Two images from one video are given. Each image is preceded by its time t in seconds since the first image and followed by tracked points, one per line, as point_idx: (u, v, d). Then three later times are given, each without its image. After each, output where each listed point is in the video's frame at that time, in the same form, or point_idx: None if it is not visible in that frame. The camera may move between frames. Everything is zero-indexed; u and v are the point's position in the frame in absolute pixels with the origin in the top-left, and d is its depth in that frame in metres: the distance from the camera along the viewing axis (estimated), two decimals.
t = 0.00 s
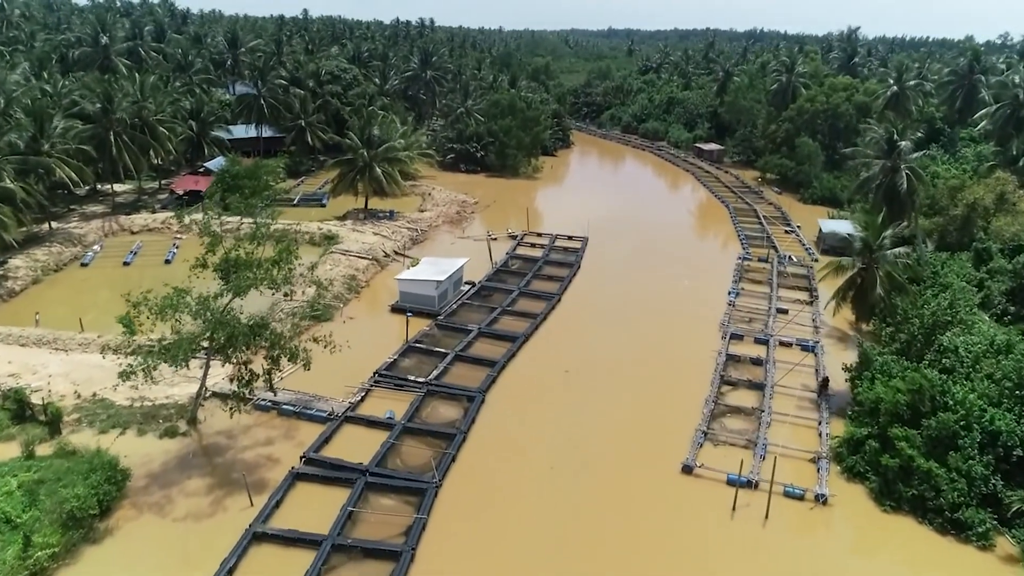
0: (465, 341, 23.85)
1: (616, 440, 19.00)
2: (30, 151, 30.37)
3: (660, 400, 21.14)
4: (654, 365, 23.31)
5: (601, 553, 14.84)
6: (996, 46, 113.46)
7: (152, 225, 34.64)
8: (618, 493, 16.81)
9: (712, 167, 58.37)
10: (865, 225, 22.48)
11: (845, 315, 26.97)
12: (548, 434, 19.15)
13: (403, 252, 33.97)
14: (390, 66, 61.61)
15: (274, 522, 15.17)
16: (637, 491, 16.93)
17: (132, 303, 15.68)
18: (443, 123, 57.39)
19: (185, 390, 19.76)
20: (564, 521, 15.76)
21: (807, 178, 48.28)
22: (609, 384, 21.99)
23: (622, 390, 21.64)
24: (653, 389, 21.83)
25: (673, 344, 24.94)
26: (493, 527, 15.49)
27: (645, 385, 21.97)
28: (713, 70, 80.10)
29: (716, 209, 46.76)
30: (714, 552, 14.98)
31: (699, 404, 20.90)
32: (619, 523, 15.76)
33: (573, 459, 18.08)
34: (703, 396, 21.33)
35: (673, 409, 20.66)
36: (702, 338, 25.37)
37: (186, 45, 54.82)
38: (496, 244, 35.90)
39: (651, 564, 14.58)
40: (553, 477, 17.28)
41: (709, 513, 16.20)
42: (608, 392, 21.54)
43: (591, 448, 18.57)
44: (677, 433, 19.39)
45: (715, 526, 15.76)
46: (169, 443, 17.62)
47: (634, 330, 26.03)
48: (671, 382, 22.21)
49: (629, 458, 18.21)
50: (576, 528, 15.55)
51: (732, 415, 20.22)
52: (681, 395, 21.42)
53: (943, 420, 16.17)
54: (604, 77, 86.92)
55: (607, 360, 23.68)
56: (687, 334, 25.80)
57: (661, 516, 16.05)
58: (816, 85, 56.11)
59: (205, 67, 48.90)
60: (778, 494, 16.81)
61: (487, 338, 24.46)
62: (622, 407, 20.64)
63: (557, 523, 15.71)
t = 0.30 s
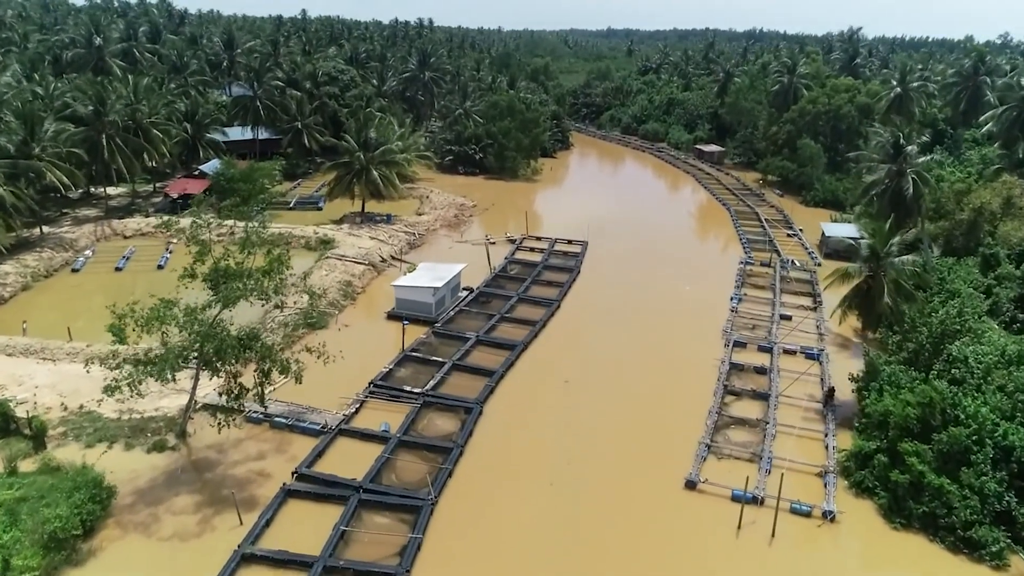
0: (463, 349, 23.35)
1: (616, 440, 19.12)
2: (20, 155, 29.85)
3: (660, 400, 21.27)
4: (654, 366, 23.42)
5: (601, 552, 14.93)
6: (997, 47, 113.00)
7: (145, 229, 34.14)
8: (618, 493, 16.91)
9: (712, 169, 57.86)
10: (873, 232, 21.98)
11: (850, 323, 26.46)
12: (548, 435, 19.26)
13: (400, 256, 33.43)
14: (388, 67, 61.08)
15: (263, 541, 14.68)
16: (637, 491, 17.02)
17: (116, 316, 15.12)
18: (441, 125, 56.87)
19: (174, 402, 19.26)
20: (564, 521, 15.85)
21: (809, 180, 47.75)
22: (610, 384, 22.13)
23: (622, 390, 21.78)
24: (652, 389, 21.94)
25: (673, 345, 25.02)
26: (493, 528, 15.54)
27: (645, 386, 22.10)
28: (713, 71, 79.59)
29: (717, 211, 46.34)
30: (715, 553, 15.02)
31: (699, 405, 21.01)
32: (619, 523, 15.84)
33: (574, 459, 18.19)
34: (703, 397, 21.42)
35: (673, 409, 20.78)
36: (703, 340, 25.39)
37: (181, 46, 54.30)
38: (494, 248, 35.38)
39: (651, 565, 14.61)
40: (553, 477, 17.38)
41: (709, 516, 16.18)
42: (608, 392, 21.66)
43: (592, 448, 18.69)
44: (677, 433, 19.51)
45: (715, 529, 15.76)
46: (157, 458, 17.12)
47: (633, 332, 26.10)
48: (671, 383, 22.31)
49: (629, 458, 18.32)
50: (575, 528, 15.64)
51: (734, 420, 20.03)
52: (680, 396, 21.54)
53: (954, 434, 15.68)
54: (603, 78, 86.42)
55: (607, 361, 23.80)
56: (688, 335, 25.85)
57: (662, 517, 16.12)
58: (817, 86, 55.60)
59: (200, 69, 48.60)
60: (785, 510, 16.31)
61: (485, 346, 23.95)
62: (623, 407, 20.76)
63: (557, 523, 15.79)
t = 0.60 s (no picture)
0: (461, 358, 22.84)
1: (616, 440, 19.13)
2: (10, 158, 29.31)
3: (660, 400, 21.27)
4: (654, 366, 23.40)
5: (601, 552, 14.96)
6: (997, 47, 112.55)
7: (138, 233, 33.60)
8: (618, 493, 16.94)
9: (713, 171, 57.38)
10: (880, 239, 21.50)
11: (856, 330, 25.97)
12: (548, 435, 19.28)
13: (398, 260, 32.89)
14: (386, 68, 60.54)
15: (253, 562, 14.16)
16: (637, 490, 17.05)
17: (101, 329, 14.59)
18: (439, 127, 56.37)
19: (163, 414, 18.74)
20: (564, 520, 15.88)
21: (811, 182, 47.26)
22: (610, 384, 22.13)
23: (621, 390, 21.79)
24: (652, 389, 21.92)
25: (674, 346, 24.97)
26: (494, 529, 15.52)
27: (645, 386, 22.09)
28: (714, 71, 79.12)
29: (717, 213, 45.89)
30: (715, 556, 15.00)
31: (698, 405, 21.01)
32: (620, 522, 15.88)
33: (574, 459, 18.21)
34: (704, 398, 21.42)
35: (672, 408, 20.81)
36: (703, 342, 25.30)
37: (177, 47, 53.81)
38: (493, 253, 34.86)
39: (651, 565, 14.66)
40: (553, 477, 17.41)
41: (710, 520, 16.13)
42: (608, 392, 21.66)
43: (592, 447, 18.73)
44: (677, 432, 19.54)
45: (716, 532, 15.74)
46: (144, 473, 16.58)
47: (634, 333, 26.04)
48: (671, 383, 22.30)
49: (628, 457, 18.36)
50: (575, 527, 15.68)
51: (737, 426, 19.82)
52: (680, 396, 21.53)
53: (967, 449, 15.16)
54: (603, 79, 85.95)
55: (608, 361, 23.77)
56: (688, 336, 25.80)
57: (661, 516, 16.15)
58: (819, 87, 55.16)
59: (195, 70, 48.46)
60: (792, 528, 15.81)
61: (483, 355, 23.44)
62: (623, 407, 20.76)
63: (558, 522, 15.83)
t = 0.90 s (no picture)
0: (459, 367, 22.34)
1: (616, 441, 19.35)
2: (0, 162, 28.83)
3: (661, 401, 21.47)
4: (655, 368, 23.58)
5: (602, 552, 15.13)
6: (1000, 47, 111.82)
7: (132, 237, 33.07)
8: (617, 492, 17.14)
9: (714, 172, 56.91)
10: (890, 247, 20.98)
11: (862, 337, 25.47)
12: (549, 436, 19.47)
13: (395, 265, 32.37)
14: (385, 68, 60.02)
15: None
16: (637, 490, 17.25)
17: (86, 342, 14.08)
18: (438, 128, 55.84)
19: (152, 427, 18.23)
20: (565, 520, 16.07)
21: (813, 184, 46.75)
22: (611, 385, 22.33)
23: (623, 392, 21.98)
24: (652, 390, 22.11)
25: (674, 348, 25.07)
26: (495, 531, 15.64)
27: (646, 387, 22.28)
28: (715, 72, 78.60)
29: (718, 216, 45.40)
30: (715, 557, 15.07)
31: (699, 406, 21.17)
32: (619, 522, 16.06)
33: (575, 460, 18.41)
34: (704, 399, 21.55)
35: (673, 409, 21.00)
36: (703, 345, 25.33)
37: (173, 48, 53.34)
38: (492, 257, 34.33)
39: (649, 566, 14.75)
40: (552, 478, 17.59)
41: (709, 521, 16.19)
42: (609, 394, 21.86)
43: (592, 448, 18.92)
44: (676, 433, 19.73)
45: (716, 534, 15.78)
46: (132, 490, 16.06)
47: (635, 335, 26.19)
48: (672, 384, 22.47)
49: (629, 458, 18.54)
50: (576, 527, 15.86)
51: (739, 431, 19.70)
52: (680, 397, 21.71)
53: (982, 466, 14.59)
54: (603, 80, 85.41)
55: (609, 362, 23.97)
56: (688, 338, 25.91)
57: (660, 517, 16.31)
58: (821, 89, 54.75)
59: (191, 71, 48.12)
60: (801, 547, 15.30)
61: (482, 364, 22.91)
62: (623, 408, 20.95)
63: (558, 521, 16.03)
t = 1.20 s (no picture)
0: (458, 377, 21.84)
1: (616, 440, 19.45)
2: None
3: (661, 401, 21.58)
4: (655, 368, 23.67)
5: (605, 551, 15.21)
6: (1002, 47, 111.22)
7: (125, 241, 32.54)
8: (617, 492, 17.22)
9: (715, 174, 56.44)
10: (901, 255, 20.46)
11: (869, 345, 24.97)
12: (549, 436, 19.55)
13: (393, 269, 31.86)
14: (383, 69, 59.48)
15: None
16: (638, 489, 17.36)
17: (70, 356, 13.55)
18: (437, 130, 55.36)
19: (142, 441, 17.72)
20: (566, 520, 16.14)
21: (816, 187, 46.25)
22: (611, 385, 22.39)
23: (622, 392, 22.07)
24: (651, 391, 22.20)
25: (674, 350, 25.06)
26: (496, 531, 15.68)
27: (646, 387, 22.37)
28: (716, 73, 78.15)
29: (720, 217, 45.02)
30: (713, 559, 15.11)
31: (698, 406, 21.28)
32: (619, 521, 16.15)
33: (576, 459, 18.50)
34: (704, 400, 21.64)
35: (673, 409, 21.11)
36: (704, 346, 25.34)
37: (169, 50, 52.85)
38: (491, 261, 33.80)
39: (649, 567, 14.82)
40: (554, 478, 17.66)
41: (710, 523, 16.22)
42: (609, 395, 21.92)
43: (592, 448, 19.01)
44: (676, 433, 19.84)
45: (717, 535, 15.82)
46: (119, 508, 15.55)
47: (635, 335, 26.25)
48: (671, 384, 22.55)
49: (629, 458, 18.64)
50: (578, 527, 15.94)
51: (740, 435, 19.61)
52: (680, 397, 21.81)
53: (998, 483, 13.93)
54: (603, 80, 84.91)
55: (608, 363, 24.04)
56: (687, 340, 25.90)
57: (661, 516, 16.40)
58: (823, 90, 54.26)
59: (187, 73, 47.73)
60: (811, 567, 14.81)
61: (480, 373, 22.39)
62: (623, 409, 21.05)
63: (559, 521, 16.11)
